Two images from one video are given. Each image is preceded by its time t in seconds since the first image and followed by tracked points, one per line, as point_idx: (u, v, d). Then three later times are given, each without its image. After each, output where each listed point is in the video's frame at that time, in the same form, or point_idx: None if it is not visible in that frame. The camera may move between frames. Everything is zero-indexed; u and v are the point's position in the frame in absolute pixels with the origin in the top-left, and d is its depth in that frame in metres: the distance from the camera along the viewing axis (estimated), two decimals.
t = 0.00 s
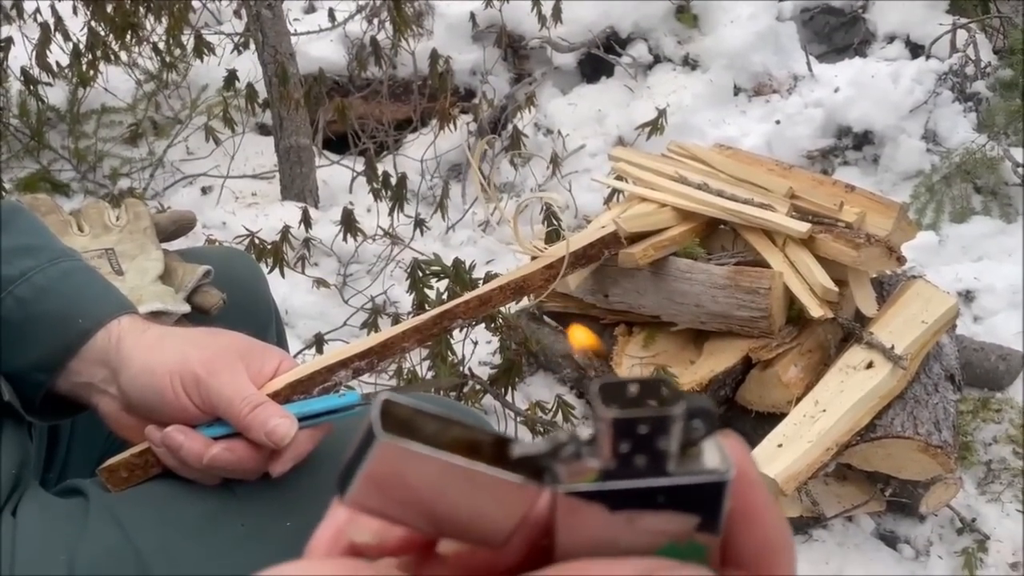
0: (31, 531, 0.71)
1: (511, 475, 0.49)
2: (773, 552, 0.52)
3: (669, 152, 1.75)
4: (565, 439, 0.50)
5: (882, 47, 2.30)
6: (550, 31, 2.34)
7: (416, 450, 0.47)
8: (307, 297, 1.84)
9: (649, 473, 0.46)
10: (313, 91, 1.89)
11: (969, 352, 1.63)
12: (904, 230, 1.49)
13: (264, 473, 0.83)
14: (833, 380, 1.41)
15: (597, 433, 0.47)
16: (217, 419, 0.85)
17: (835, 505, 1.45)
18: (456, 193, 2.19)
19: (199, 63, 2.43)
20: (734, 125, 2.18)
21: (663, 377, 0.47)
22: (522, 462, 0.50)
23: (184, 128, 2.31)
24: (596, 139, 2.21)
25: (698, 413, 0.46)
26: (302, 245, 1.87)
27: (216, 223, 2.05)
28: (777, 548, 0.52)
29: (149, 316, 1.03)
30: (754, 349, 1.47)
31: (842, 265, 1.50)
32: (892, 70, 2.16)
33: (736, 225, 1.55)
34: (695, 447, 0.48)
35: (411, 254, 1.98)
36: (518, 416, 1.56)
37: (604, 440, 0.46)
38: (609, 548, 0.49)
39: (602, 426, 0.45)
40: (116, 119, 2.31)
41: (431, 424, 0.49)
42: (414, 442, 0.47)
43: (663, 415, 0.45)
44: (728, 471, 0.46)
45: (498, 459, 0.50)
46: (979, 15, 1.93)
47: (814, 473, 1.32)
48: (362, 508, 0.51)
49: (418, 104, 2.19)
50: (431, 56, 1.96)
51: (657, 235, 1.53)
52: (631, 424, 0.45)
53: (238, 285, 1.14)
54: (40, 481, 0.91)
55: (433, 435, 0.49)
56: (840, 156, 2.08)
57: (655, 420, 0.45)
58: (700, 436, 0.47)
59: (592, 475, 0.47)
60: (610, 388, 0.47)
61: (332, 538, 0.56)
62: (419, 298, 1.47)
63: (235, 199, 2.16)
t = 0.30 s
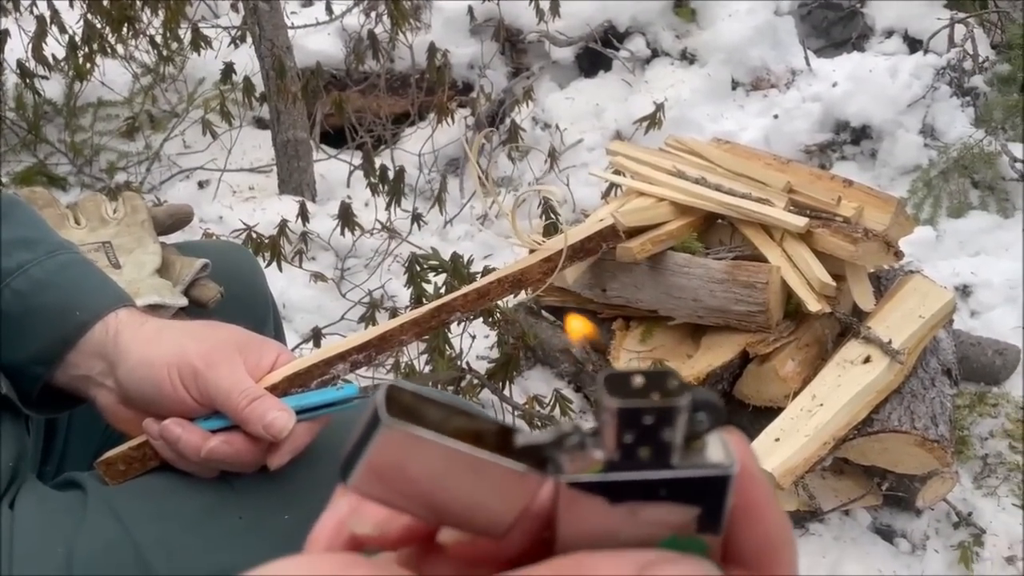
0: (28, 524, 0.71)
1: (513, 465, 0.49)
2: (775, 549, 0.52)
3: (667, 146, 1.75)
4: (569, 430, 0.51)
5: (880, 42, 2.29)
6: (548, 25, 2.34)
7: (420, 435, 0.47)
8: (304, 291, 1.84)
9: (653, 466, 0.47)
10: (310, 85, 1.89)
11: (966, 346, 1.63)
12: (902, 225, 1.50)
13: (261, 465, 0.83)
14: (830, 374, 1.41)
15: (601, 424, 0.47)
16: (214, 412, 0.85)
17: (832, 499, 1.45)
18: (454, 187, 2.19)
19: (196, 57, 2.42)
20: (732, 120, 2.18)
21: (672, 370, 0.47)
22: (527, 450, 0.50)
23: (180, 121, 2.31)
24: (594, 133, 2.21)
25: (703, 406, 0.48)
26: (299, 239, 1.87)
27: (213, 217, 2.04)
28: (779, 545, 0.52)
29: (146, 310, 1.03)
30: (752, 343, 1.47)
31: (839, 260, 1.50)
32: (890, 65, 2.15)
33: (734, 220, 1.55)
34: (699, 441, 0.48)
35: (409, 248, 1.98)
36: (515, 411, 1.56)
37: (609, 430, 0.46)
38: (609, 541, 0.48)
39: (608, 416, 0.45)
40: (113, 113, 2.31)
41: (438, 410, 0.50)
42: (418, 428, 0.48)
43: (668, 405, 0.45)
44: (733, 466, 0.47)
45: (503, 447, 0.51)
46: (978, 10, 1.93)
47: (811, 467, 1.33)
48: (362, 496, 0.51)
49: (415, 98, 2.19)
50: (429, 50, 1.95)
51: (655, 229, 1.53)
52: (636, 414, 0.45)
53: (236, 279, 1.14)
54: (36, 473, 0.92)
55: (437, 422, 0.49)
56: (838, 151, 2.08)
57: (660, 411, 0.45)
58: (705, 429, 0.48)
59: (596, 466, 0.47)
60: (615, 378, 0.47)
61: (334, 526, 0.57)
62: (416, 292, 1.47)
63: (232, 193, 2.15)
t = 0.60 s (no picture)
0: (23, 519, 0.71)
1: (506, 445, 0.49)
2: (770, 534, 0.55)
3: (665, 139, 1.75)
4: (565, 412, 0.50)
5: (878, 36, 2.29)
6: (546, 18, 2.33)
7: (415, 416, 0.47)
8: (301, 284, 1.84)
9: (647, 448, 0.46)
10: (307, 78, 1.88)
11: (962, 340, 1.63)
12: (899, 218, 1.50)
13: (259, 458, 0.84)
14: (827, 367, 1.42)
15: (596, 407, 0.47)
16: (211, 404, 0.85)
17: (828, 492, 1.46)
18: (451, 181, 2.18)
19: (192, 49, 2.41)
20: (730, 114, 2.17)
21: (665, 350, 0.46)
22: (522, 433, 0.50)
23: (177, 114, 2.30)
24: (591, 127, 2.21)
25: (698, 389, 0.47)
26: (296, 232, 1.86)
27: (210, 210, 2.04)
28: (773, 532, 0.55)
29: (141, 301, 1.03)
30: (748, 337, 1.48)
31: (836, 254, 1.50)
32: (888, 59, 2.15)
33: (731, 214, 1.55)
34: (693, 424, 0.48)
35: (406, 242, 1.97)
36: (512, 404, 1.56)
37: (603, 413, 0.46)
38: (602, 521, 0.49)
39: (603, 398, 0.45)
40: (109, 106, 2.30)
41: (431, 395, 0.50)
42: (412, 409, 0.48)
43: (663, 387, 0.44)
44: (726, 447, 0.47)
45: (498, 430, 0.51)
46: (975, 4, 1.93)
47: (807, 460, 1.33)
48: (358, 479, 0.52)
49: (413, 91, 2.19)
50: (426, 42, 1.95)
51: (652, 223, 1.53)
52: (631, 396, 0.45)
53: (232, 270, 1.14)
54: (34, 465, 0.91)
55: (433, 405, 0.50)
56: (835, 145, 2.08)
57: (655, 393, 0.44)
58: (700, 412, 0.48)
59: (592, 450, 0.47)
60: (611, 360, 0.46)
61: (338, 512, 0.61)
62: (414, 285, 1.47)
63: (229, 186, 2.15)
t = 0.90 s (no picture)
0: (20, 505, 0.70)
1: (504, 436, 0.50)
2: (763, 525, 0.55)
3: (663, 131, 1.74)
4: (564, 401, 0.50)
5: (876, 28, 2.29)
6: (544, 10, 2.33)
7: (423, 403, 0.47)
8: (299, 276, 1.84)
9: (644, 437, 0.46)
10: (304, 69, 1.87)
11: (961, 333, 1.63)
12: (898, 210, 1.49)
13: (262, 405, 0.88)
14: (825, 359, 1.41)
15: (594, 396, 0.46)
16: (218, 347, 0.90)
17: (826, 484, 1.46)
18: (449, 173, 2.18)
19: (189, 40, 2.40)
20: (728, 106, 2.17)
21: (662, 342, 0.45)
22: (522, 422, 0.50)
23: (174, 105, 2.29)
24: (590, 119, 2.21)
25: (694, 379, 0.46)
26: (293, 224, 1.86)
27: (206, 202, 2.03)
28: (765, 525, 0.55)
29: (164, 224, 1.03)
30: (746, 329, 1.47)
31: (835, 246, 1.50)
32: (887, 51, 2.15)
33: (729, 206, 1.55)
34: (688, 414, 0.47)
35: (404, 233, 1.97)
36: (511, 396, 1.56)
37: (602, 402, 0.45)
38: (598, 508, 0.49)
39: (602, 387, 0.44)
40: (105, 97, 2.29)
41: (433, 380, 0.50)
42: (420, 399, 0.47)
43: (659, 375, 0.43)
44: (722, 439, 0.46)
45: (500, 419, 0.50)
46: None
47: (806, 451, 1.33)
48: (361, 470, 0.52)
49: (410, 82, 2.18)
50: (423, 34, 1.94)
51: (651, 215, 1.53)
52: (630, 385, 0.43)
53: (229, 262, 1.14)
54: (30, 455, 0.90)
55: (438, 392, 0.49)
56: (834, 137, 2.06)
57: (652, 382, 0.43)
58: (695, 402, 0.47)
59: (593, 439, 0.47)
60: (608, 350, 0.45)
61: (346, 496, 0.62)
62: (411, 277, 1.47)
63: (226, 178, 2.14)
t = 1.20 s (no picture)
0: (20, 498, 0.71)
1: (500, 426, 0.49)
2: (740, 506, 0.59)
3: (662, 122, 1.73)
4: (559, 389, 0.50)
5: (876, 19, 2.27)
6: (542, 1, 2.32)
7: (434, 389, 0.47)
8: (297, 269, 1.83)
9: (633, 423, 0.46)
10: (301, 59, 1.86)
11: (959, 325, 1.63)
12: (897, 202, 1.49)
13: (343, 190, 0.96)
14: (825, 351, 1.41)
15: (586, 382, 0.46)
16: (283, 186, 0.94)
17: (824, 476, 1.47)
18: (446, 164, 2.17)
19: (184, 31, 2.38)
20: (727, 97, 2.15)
21: (648, 333, 0.47)
22: (520, 408, 0.50)
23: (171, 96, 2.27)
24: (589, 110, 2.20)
25: (679, 366, 0.46)
26: (291, 216, 1.85)
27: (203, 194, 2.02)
28: (743, 506, 0.60)
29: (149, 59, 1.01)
30: (745, 321, 1.47)
31: (834, 238, 1.49)
32: (887, 42, 2.15)
33: (728, 197, 1.55)
34: (674, 400, 0.47)
35: (402, 225, 1.96)
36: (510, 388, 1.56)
37: (593, 387, 0.46)
38: (591, 491, 0.50)
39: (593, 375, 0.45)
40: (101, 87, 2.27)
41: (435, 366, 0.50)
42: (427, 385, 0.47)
43: (647, 364, 0.44)
44: (705, 423, 0.46)
45: (496, 405, 0.50)
46: None
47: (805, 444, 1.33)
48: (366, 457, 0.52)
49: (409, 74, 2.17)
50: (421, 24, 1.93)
51: (650, 207, 1.53)
52: (619, 372, 0.44)
53: (226, 251, 1.15)
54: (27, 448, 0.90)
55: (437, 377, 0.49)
56: (834, 129, 2.08)
57: (641, 369, 0.44)
58: (681, 390, 0.46)
59: (586, 424, 0.46)
60: (600, 342, 0.46)
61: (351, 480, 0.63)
62: (409, 269, 1.46)
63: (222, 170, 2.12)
